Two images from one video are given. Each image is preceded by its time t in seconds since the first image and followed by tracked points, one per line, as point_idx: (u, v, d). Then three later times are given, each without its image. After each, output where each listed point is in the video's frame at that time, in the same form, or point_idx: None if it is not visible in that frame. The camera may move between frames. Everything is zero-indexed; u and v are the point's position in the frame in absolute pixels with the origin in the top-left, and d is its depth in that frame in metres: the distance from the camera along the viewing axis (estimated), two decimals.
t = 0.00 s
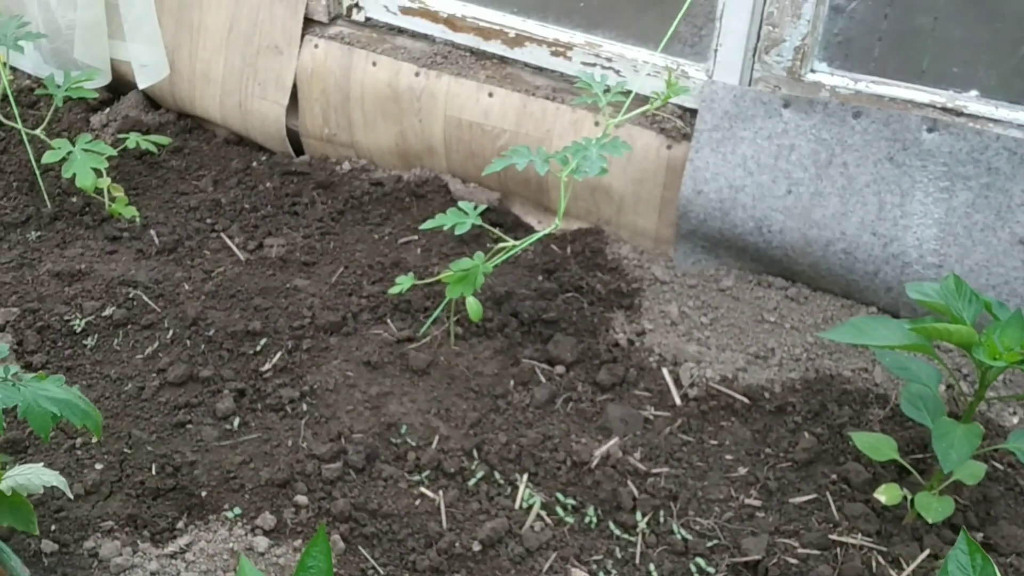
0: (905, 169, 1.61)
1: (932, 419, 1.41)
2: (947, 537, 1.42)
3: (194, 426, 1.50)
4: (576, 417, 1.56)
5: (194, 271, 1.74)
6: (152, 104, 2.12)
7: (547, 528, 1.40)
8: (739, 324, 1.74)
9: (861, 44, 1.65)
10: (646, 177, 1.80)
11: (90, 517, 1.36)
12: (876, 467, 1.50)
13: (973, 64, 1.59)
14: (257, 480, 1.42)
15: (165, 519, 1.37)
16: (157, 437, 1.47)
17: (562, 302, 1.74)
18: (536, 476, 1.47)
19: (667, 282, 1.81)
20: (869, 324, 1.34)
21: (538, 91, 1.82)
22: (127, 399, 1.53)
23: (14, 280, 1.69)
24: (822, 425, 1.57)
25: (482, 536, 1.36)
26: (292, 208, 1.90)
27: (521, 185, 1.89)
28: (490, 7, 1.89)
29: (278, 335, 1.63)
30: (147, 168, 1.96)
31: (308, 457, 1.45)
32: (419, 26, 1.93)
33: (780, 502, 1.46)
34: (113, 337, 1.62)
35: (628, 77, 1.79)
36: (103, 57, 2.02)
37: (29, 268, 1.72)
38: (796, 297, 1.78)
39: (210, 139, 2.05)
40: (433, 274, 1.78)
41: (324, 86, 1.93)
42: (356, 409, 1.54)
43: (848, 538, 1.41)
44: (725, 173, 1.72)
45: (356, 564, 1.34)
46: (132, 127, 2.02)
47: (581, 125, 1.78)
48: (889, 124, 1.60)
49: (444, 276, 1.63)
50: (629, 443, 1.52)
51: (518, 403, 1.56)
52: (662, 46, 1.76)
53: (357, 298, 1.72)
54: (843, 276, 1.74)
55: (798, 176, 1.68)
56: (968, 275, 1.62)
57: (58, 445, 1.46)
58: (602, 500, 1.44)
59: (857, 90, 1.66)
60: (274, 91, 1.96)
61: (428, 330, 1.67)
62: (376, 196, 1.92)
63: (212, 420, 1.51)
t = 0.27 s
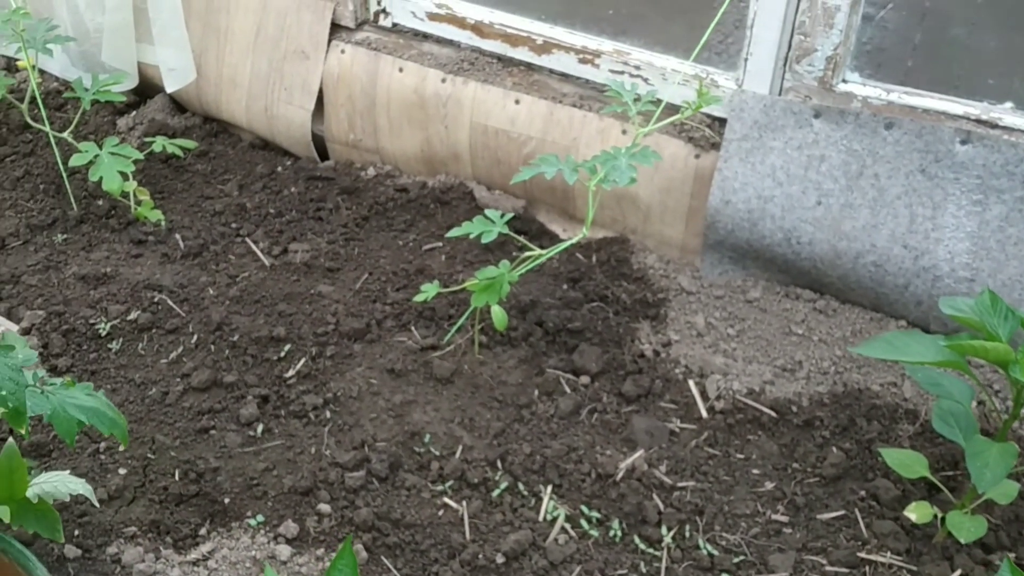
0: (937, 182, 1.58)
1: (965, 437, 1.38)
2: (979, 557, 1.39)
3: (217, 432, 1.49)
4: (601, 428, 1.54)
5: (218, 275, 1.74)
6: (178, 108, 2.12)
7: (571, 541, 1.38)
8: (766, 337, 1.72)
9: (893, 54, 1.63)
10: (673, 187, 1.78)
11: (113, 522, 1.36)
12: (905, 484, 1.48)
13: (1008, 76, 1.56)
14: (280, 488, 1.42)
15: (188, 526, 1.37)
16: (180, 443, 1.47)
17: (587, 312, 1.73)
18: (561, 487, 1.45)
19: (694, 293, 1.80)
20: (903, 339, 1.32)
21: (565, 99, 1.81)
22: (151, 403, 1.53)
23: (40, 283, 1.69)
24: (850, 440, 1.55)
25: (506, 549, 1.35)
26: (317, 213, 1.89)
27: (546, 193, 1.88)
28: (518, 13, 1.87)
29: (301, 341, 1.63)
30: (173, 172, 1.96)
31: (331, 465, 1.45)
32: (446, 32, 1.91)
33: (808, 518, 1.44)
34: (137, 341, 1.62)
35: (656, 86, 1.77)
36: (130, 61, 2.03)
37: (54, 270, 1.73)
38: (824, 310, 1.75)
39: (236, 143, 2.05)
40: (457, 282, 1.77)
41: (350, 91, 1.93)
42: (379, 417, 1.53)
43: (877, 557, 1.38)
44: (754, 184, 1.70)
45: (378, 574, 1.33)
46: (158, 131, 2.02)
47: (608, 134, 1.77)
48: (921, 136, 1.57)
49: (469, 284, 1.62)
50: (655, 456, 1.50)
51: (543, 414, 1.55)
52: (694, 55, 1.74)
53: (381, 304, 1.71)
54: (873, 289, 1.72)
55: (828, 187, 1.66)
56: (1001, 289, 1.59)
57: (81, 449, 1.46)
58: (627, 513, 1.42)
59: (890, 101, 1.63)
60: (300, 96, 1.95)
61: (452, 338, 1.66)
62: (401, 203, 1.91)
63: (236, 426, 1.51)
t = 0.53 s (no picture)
0: (980, 199, 1.53)
1: (1010, 465, 1.33)
2: None
3: (241, 446, 1.47)
4: (631, 448, 1.51)
5: (244, 285, 1.72)
6: (205, 114, 2.10)
7: (601, 565, 1.35)
8: (801, 355, 1.67)
9: (938, 66, 1.57)
10: (706, 200, 1.74)
11: (135, 538, 1.34)
12: (945, 511, 1.43)
13: None
14: (304, 505, 1.39)
15: (211, 542, 1.34)
16: (204, 457, 1.45)
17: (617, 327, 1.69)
18: (590, 509, 1.42)
19: (726, 309, 1.76)
20: (948, 364, 1.26)
21: (596, 109, 1.78)
22: (174, 416, 1.51)
23: (65, 291, 1.68)
24: (888, 464, 1.50)
25: (534, 572, 1.32)
26: (343, 222, 1.87)
27: (576, 205, 1.85)
28: (551, 22, 1.84)
29: (327, 354, 1.60)
30: (199, 179, 1.95)
31: (356, 483, 1.42)
32: (477, 40, 1.88)
33: (845, 545, 1.39)
34: (162, 352, 1.60)
35: (690, 97, 1.73)
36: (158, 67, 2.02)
37: (80, 279, 1.71)
38: (861, 328, 1.71)
39: (262, 151, 2.03)
40: (484, 295, 1.74)
41: (378, 99, 1.90)
42: (405, 434, 1.50)
43: None
44: (791, 199, 1.66)
45: None
46: (185, 138, 2.01)
47: (640, 145, 1.73)
48: (965, 152, 1.52)
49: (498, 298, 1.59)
50: (687, 478, 1.46)
51: (572, 432, 1.52)
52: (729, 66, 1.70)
53: (407, 317, 1.68)
54: (912, 308, 1.67)
55: (867, 203, 1.62)
56: None
57: (104, 462, 1.44)
58: (658, 537, 1.38)
59: (932, 116, 1.58)
60: (328, 104, 1.93)
61: (480, 353, 1.63)
62: (428, 213, 1.88)
63: (259, 441, 1.48)
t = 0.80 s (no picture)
0: None
1: None
2: None
3: (257, 471, 1.43)
4: (659, 477, 1.46)
5: (261, 302, 1.68)
6: (223, 124, 2.06)
7: None
8: (834, 380, 1.61)
9: (981, 83, 1.50)
10: (736, 218, 1.68)
11: (146, 567, 1.30)
12: (989, 548, 1.36)
13: None
14: (320, 534, 1.35)
15: (224, 572, 1.30)
16: (218, 482, 1.41)
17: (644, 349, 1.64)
18: (616, 542, 1.36)
19: (757, 331, 1.70)
20: (997, 401, 1.20)
21: (624, 122, 1.71)
22: (189, 438, 1.47)
23: (79, 307, 1.65)
24: (928, 497, 1.44)
25: None
26: (363, 237, 1.82)
27: (602, 221, 1.79)
28: (576, 32, 1.77)
29: (345, 375, 1.56)
30: (216, 192, 1.91)
31: (374, 511, 1.38)
32: (500, 51, 1.82)
33: None
34: (176, 371, 1.56)
35: (721, 112, 1.67)
36: (176, 76, 1.98)
37: (94, 294, 1.68)
38: (898, 353, 1.65)
39: (281, 163, 1.99)
40: (507, 314, 1.68)
41: (399, 111, 1.85)
42: (425, 459, 1.46)
43: None
44: (825, 218, 1.60)
45: None
46: (203, 148, 1.97)
47: (668, 161, 1.68)
48: (1009, 171, 1.45)
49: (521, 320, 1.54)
50: (717, 510, 1.41)
51: (597, 460, 1.47)
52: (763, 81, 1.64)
53: (428, 336, 1.63)
54: (951, 332, 1.60)
55: (905, 224, 1.55)
56: None
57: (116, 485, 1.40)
58: (688, 572, 1.33)
59: (974, 134, 1.49)
60: (348, 115, 1.88)
61: (502, 375, 1.57)
62: (449, 228, 1.83)
63: (275, 465, 1.44)
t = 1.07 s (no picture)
0: None
1: None
2: None
3: (273, 500, 1.37)
4: (693, 511, 1.39)
5: (278, 320, 1.62)
6: (240, 133, 2.00)
7: None
8: (876, 409, 1.54)
9: None
10: (773, 238, 1.61)
11: None
12: None
13: None
14: (339, 569, 1.29)
15: None
16: (232, 512, 1.35)
17: (676, 374, 1.57)
18: None
19: (794, 355, 1.63)
20: None
21: (655, 137, 1.64)
22: (202, 465, 1.41)
23: (90, 325, 1.59)
24: (977, 536, 1.36)
25: None
26: (383, 252, 1.76)
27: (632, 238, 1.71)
28: (605, 42, 1.68)
29: (365, 400, 1.50)
30: (233, 204, 1.85)
31: (395, 545, 1.32)
32: (526, 61, 1.73)
33: None
34: (190, 393, 1.50)
35: (758, 126, 1.58)
36: (191, 84, 1.92)
37: (106, 311, 1.62)
38: (942, 380, 1.57)
39: (299, 174, 1.93)
40: (532, 336, 1.61)
41: (421, 122, 1.78)
42: (448, 490, 1.39)
43: None
44: (868, 239, 1.52)
45: None
46: (219, 159, 1.92)
47: (702, 177, 1.60)
48: None
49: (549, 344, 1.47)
50: (755, 548, 1.34)
51: (629, 492, 1.40)
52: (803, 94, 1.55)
53: (450, 358, 1.57)
54: (1000, 360, 1.53)
55: (952, 246, 1.47)
56: None
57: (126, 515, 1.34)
58: None
59: None
60: (368, 126, 1.82)
61: (528, 400, 1.51)
62: (472, 244, 1.76)
63: (292, 495, 1.38)
